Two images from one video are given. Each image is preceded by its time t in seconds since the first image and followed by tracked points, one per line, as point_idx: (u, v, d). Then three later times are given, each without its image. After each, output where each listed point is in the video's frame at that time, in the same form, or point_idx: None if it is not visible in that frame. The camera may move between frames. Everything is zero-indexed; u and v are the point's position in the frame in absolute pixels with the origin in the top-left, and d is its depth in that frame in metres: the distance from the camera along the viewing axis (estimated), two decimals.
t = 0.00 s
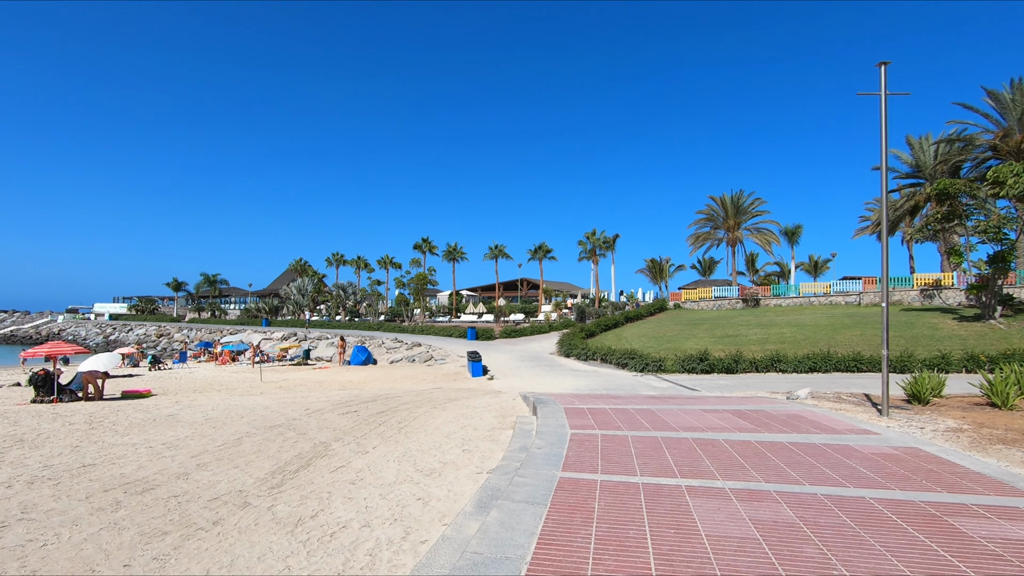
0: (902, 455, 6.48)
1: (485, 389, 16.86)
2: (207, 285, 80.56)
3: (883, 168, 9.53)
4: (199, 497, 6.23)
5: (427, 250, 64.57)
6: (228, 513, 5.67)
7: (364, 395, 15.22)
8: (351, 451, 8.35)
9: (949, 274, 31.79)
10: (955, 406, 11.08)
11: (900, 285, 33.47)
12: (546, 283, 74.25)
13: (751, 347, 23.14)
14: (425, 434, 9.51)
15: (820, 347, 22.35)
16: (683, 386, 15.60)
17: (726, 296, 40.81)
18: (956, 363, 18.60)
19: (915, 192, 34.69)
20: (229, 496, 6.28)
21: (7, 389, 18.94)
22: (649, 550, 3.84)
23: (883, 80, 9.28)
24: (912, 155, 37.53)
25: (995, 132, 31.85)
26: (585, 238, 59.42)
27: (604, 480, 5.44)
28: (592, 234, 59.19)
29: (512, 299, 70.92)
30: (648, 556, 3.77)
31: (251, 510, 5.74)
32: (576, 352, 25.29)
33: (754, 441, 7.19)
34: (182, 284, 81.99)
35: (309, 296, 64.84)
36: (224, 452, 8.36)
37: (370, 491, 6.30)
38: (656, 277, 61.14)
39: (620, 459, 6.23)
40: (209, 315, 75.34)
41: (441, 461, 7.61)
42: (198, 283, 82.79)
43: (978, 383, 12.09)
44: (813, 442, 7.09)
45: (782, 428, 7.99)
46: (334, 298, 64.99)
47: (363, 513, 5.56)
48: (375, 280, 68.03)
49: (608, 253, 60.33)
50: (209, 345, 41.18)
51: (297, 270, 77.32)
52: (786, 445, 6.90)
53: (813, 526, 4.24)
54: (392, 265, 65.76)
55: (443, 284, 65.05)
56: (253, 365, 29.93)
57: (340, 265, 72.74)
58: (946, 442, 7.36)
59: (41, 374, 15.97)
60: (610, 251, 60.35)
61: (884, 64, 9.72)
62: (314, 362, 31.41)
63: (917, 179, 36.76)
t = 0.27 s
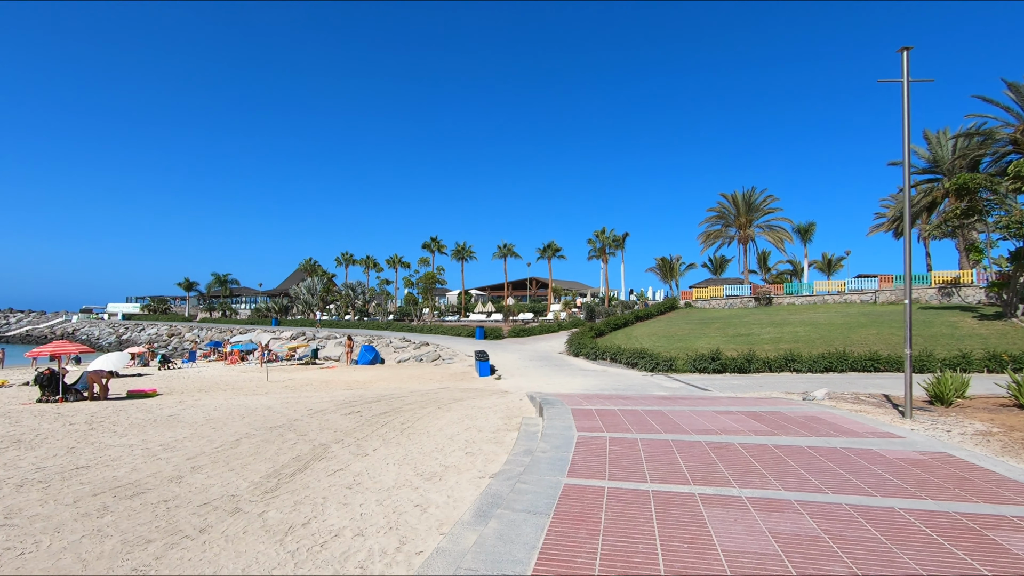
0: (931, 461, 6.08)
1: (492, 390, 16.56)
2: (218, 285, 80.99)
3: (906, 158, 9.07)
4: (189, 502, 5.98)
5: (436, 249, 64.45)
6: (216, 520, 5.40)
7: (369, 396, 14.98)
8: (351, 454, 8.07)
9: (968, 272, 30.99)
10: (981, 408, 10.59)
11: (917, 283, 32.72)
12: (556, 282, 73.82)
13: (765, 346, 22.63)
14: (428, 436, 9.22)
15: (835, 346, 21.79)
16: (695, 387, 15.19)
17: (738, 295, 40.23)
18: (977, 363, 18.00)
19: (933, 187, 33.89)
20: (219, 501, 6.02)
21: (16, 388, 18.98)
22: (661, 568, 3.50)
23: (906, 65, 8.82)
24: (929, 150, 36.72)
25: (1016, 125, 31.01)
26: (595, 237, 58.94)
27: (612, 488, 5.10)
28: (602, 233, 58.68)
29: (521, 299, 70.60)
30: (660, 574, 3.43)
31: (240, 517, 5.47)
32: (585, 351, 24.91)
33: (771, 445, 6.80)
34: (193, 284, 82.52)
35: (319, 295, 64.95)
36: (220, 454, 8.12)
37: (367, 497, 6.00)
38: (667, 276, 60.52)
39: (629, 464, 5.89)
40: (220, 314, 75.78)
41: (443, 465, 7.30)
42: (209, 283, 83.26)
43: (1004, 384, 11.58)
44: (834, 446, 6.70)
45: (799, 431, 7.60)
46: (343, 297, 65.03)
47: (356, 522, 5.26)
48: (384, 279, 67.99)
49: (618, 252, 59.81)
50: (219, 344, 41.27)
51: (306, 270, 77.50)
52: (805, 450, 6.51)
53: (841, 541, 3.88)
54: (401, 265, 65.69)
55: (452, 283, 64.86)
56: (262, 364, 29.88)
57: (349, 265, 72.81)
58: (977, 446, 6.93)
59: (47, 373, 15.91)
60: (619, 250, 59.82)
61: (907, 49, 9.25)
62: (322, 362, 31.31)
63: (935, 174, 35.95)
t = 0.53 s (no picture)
0: (978, 475, 5.58)
1: (507, 394, 16.22)
2: (238, 288, 82.04)
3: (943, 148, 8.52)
4: (187, 514, 5.76)
5: (453, 251, 64.40)
6: (213, 535, 5.16)
7: (382, 400, 14.75)
8: (358, 462, 7.81)
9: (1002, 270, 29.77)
10: None
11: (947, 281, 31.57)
12: (573, 284, 73.25)
13: (788, 348, 21.92)
14: (439, 444, 8.92)
15: (863, 348, 21.00)
16: (716, 391, 14.67)
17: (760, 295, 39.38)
18: (1016, 365, 17.13)
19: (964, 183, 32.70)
20: (218, 513, 5.78)
21: (37, 392, 19.21)
22: None
23: (942, 50, 8.28)
24: (959, 144, 35.50)
25: None
26: (612, 237, 58.29)
27: (629, 505, 4.72)
28: (619, 233, 58.01)
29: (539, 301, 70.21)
30: None
31: (238, 531, 5.22)
32: (603, 354, 24.45)
33: (800, 456, 6.35)
34: (215, 287, 83.73)
35: (337, 299, 65.34)
36: (225, 462, 7.92)
37: (370, 511, 5.71)
38: (686, 277, 59.60)
39: (647, 477, 5.51)
40: (241, 318, 76.70)
41: (451, 475, 6.99)
42: (230, 287, 84.38)
43: None
44: (869, 458, 6.22)
45: (830, 441, 7.12)
46: (360, 300, 65.31)
47: (356, 539, 4.97)
48: (402, 282, 68.13)
49: (636, 252, 59.08)
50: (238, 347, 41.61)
51: (325, 273, 78.08)
52: (838, 461, 6.06)
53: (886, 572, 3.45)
54: (418, 267, 65.76)
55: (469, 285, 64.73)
56: (279, 367, 29.98)
57: (367, 267, 73.16)
58: None
59: (65, 378, 16.01)
60: (638, 250, 59.09)
61: (942, 33, 8.70)
62: (339, 365, 31.31)
63: (966, 169, 34.72)
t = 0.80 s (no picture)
0: None
1: (523, 394, 15.92)
2: (259, 288, 83.09)
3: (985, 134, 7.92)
4: (188, 519, 5.57)
5: (471, 250, 64.27)
6: (211, 542, 4.95)
7: (396, 400, 14.55)
8: (367, 465, 7.57)
9: None
10: None
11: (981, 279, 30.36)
12: (592, 283, 72.63)
13: (814, 348, 21.21)
14: (451, 446, 8.64)
15: (893, 348, 20.20)
16: (740, 392, 14.16)
17: (783, 293, 38.53)
18: None
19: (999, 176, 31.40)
20: (220, 518, 5.57)
21: (60, 391, 19.48)
22: None
23: (985, 29, 7.70)
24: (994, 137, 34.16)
25: None
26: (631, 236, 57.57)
27: (648, 517, 4.38)
28: (638, 232, 57.27)
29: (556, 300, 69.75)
30: None
31: (237, 539, 5.01)
32: (622, 353, 23.98)
33: (833, 464, 5.91)
34: (237, 287, 84.92)
35: (355, 298, 65.84)
36: (232, 464, 7.74)
37: (375, 517, 5.46)
38: (707, 275, 58.59)
39: (668, 485, 5.15)
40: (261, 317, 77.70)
41: (462, 480, 6.71)
42: (252, 287, 85.48)
43: None
44: (909, 467, 5.78)
45: (864, 447, 6.67)
46: (378, 299, 65.60)
47: (359, 548, 4.71)
48: (419, 281, 68.24)
49: (656, 250, 58.27)
50: (258, 346, 42.02)
51: (343, 273, 78.62)
52: (876, 470, 5.62)
53: None
54: (435, 266, 65.78)
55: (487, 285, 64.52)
56: (297, 366, 30.12)
57: (385, 267, 73.51)
58: None
59: (84, 377, 16.17)
60: (657, 248, 58.28)
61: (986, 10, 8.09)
62: (356, 364, 31.32)
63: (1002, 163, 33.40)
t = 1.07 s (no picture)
0: None
1: (542, 394, 15.59)
2: (283, 287, 84.20)
3: None
4: (191, 523, 5.38)
5: (491, 249, 64.08)
6: (212, 549, 4.74)
7: (413, 399, 14.36)
8: (378, 467, 7.33)
9: None
10: None
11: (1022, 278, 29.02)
12: (613, 281, 71.86)
13: (845, 348, 20.42)
14: (466, 448, 8.36)
15: (930, 349, 19.31)
16: (767, 394, 13.60)
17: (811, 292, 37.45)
18: None
19: None
20: (224, 523, 5.37)
21: (86, 387, 19.79)
22: None
23: None
24: None
25: None
26: (653, 233, 56.72)
27: (672, 532, 4.02)
28: (660, 229, 56.38)
29: (577, 298, 69.15)
30: None
31: (239, 545, 4.79)
32: (643, 353, 23.47)
33: (874, 475, 5.46)
34: (261, 286, 86.17)
35: (377, 297, 66.27)
36: (243, 464, 7.58)
37: (383, 525, 5.20)
38: (731, 274, 57.40)
39: (694, 496, 4.78)
40: (285, 316, 78.69)
41: (475, 485, 6.41)
42: (276, 286, 86.66)
43: None
44: (959, 479, 5.30)
45: (908, 456, 6.19)
46: (399, 298, 65.86)
47: (363, 559, 4.44)
48: (439, 280, 68.32)
49: (678, 248, 57.30)
50: (281, 344, 42.47)
51: (365, 271, 79.20)
52: (923, 482, 5.15)
53: None
54: (455, 265, 65.78)
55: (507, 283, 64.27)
56: (318, 364, 30.28)
57: (406, 266, 73.81)
58: None
59: (107, 374, 16.35)
60: (679, 246, 57.30)
61: None
62: (376, 362, 31.34)
63: None
